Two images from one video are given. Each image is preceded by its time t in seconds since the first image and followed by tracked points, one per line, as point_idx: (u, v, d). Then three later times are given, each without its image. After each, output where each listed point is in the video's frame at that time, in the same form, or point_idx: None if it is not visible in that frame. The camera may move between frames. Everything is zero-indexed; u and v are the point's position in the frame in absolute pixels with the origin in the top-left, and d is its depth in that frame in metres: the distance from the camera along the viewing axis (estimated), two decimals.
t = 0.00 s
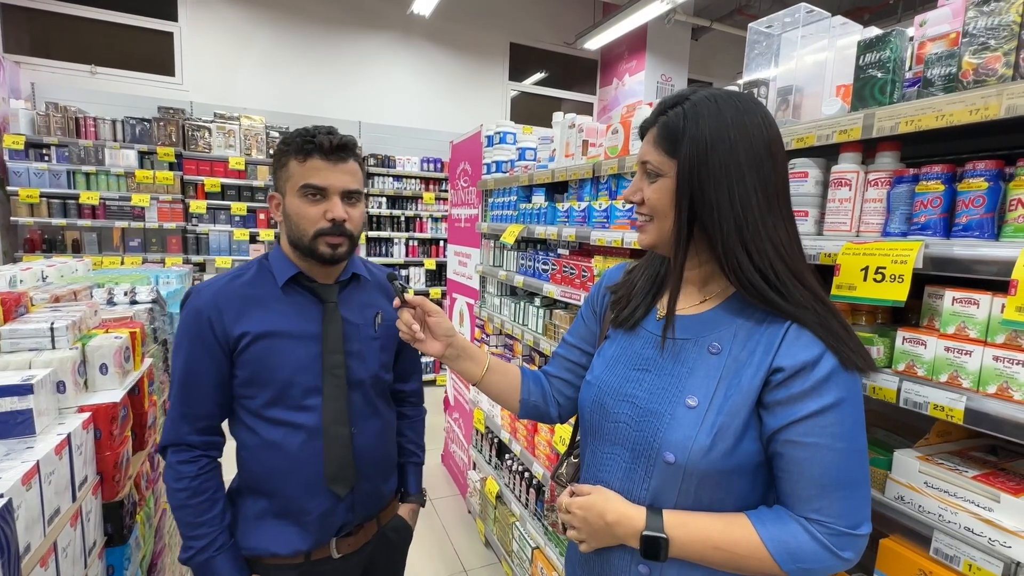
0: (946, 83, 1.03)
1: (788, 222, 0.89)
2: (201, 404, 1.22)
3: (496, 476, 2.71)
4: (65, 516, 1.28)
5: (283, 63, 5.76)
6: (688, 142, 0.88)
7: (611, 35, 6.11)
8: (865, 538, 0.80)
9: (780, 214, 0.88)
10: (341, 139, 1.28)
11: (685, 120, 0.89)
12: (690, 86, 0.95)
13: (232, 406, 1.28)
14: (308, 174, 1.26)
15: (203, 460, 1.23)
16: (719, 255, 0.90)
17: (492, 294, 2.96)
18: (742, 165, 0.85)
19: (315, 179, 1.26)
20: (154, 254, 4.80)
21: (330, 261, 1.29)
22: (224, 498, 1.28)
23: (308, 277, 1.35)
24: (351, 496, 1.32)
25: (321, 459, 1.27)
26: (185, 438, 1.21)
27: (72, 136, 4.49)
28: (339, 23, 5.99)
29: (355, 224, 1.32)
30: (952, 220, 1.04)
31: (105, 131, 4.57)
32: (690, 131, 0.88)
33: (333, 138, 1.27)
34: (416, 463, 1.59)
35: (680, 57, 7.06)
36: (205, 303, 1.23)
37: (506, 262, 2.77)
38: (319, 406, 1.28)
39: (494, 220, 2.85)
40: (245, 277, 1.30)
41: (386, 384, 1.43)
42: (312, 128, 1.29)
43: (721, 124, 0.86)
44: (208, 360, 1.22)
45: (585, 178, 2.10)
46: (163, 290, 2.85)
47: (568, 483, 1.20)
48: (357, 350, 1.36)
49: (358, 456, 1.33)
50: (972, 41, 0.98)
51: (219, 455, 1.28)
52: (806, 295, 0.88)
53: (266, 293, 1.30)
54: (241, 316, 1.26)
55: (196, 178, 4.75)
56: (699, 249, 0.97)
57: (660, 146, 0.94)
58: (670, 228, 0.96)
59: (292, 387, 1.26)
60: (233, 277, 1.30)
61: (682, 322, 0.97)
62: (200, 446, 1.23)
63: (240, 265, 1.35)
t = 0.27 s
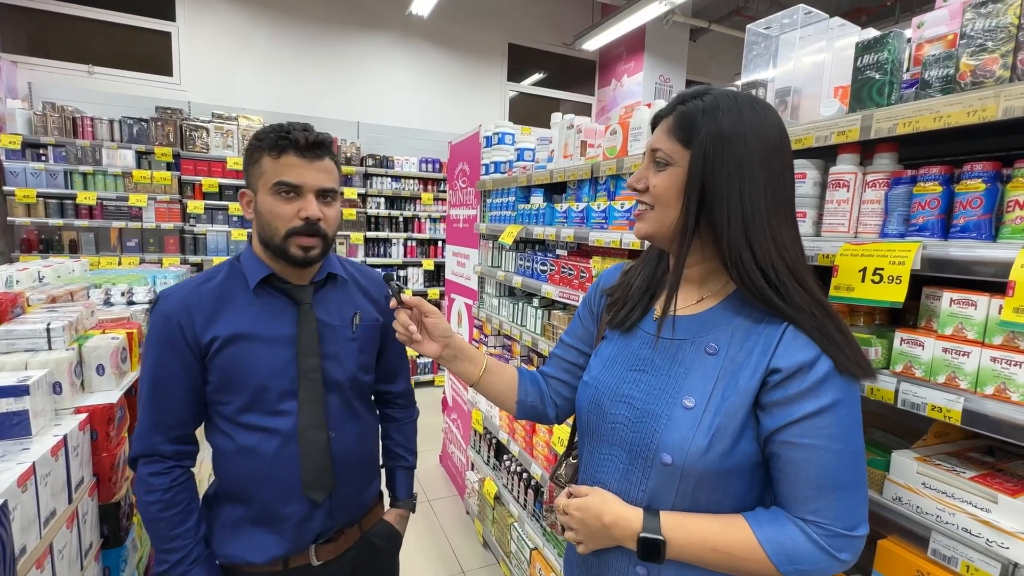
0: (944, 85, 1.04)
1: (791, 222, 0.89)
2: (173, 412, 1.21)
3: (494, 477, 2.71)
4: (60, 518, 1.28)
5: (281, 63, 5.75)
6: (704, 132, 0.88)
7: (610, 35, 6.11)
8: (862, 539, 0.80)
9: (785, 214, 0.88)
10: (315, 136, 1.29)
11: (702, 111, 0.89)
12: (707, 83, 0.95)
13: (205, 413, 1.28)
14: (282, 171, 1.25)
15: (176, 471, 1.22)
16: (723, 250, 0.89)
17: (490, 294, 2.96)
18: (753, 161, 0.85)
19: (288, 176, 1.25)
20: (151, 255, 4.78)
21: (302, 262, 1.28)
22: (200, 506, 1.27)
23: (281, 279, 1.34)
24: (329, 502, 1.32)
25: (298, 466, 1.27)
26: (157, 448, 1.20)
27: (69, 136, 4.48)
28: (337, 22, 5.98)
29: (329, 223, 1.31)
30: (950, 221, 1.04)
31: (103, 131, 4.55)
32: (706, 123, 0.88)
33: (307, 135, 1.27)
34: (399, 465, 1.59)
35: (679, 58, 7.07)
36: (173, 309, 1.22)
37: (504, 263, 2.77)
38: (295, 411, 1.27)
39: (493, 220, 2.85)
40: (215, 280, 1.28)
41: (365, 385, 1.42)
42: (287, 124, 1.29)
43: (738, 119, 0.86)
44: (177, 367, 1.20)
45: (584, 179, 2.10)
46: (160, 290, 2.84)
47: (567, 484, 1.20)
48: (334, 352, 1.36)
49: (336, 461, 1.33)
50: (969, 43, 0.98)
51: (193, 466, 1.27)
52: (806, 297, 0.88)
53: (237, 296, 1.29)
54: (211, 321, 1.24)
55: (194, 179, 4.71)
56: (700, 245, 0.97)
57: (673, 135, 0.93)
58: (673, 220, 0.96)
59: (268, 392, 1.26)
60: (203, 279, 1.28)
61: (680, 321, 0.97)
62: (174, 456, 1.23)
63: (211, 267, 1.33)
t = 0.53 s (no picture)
0: (941, 87, 1.04)
1: (791, 223, 0.89)
2: (150, 420, 1.20)
3: (491, 478, 2.71)
4: (58, 519, 1.27)
5: (279, 63, 5.75)
6: (697, 139, 0.88)
7: (608, 36, 6.11)
8: (861, 540, 0.80)
9: (784, 215, 0.89)
10: (290, 131, 1.30)
11: (694, 117, 0.89)
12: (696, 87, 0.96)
13: (184, 419, 1.27)
14: (257, 167, 1.24)
15: (155, 478, 1.21)
16: (724, 256, 0.90)
17: (489, 295, 2.98)
18: (748, 165, 0.86)
19: (265, 171, 1.24)
20: (149, 255, 4.76)
21: (285, 258, 1.27)
22: (181, 511, 1.27)
23: (258, 280, 1.32)
24: (313, 506, 1.31)
25: (280, 471, 1.26)
26: (134, 457, 1.19)
27: (67, 136, 4.46)
28: (335, 23, 5.98)
29: (308, 218, 1.31)
30: (946, 223, 1.04)
31: (100, 131, 4.54)
32: (699, 130, 0.88)
33: (281, 129, 1.28)
34: (387, 464, 1.59)
35: (677, 59, 7.08)
36: (146, 317, 1.20)
37: (503, 263, 2.78)
38: (275, 416, 1.27)
39: (491, 221, 2.85)
40: (190, 285, 1.26)
41: (349, 387, 1.42)
42: (259, 120, 1.28)
43: (730, 123, 0.86)
44: (153, 377, 1.19)
45: (582, 180, 2.10)
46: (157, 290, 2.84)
47: (566, 484, 1.20)
48: (315, 354, 1.35)
49: (319, 464, 1.32)
50: (966, 46, 0.99)
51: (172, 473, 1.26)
52: (808, 298, 0.88)
53: (213, 302, 1.27)
54: (186, 329, 1.23)
55: (191, 178, 4.75)
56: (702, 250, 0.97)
57: (666, 143, 0.93)
58: (674, 227, 0.96)
59: (247, 398, 1.25)
60: (178, 285, 1.26)
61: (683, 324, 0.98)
62: (152, 464, 1.22)
63: (186, 271, 1.30)
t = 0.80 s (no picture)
0: (938, 90, 1.05)
1: (789, 226, 0.90)
2: (147, 423, 1.20)
3: (491, 479, 2.71)
4: (59, 520, 1.28)
5: (278, 63, 5.75)
6: (698, 140, 0.88)
7: (608, 38, 6.12)
8: (863, 541, 0.81)
9: (782, 218, 0.89)
10: (295, 133, 1.32)
11: (695, 119, 0.90)
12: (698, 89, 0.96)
13: (181, 422, 1.27)
14: (267, 168, 1.25)
15: (151, 482, 1.21)
16: (723, 259, 0.90)
17: (489, 296, 2.98)
18: (748, 166, 0.86)
19: (275, 172, 1.25)
20: (148, 255, 4.73)
21: (296, 257, 1.29)
22: (179, 514, 1.27)
23: (255, 282, 1.33)
24: (311, 507, 1.31)
25: (278, 472, 1.26)
26: (130, 460, 1.19)
27: (66, 136, 4.47)
28: (335, 23, 5.98)
29: (315, 217, 1.34)
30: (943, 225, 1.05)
31: (99, 131, 4.54)
32: (700, 131, 0.89)
33: (288, 131, 1.30)
34: (383, 465, 1.59)
35: (675, 60, 7.10)
36: (141, 320, 1.20)
37: (502, 264, 2.78)
38: (272, 417, 1.27)
39: (490, 222, 2.85)
40: (184, 287, 1.26)
41: (346, 387, 1.43)
42: (263, 121, 1.29)
43: (730, 124, 0.87)
44: (149, 379, 1.19)
45: (581, 182, 2.10)
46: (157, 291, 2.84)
47: (566, 486, 1.21)
48: (312, 355, 1.36)
49: (317, 465, 1.32)
50: (964, 49, 1.00)
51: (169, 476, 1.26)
52: (805, 301, 0.88)
53: (208, 303, 1.27)
54: (182, 330, 1.23)
55: (190, 179, 4.74)
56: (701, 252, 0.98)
57: (667, 144, 0.94)
58: (675, 228, 0.96)
59: (245, 399, 1.25)
60: (172, 287, 1.26)
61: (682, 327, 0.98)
62: (149, 467, 1.22)
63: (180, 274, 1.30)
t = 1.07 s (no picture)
0: (931, 92, 1.07)
1: (790, 223, 0.92)
2: (150, 417, 1.20)
3: (487, 477, 2.72)
4: (57, 517, 1.27)
5: (274, 61, 5.73)
6: (709, 131, 0.90)
7: (604, 38, 6.14)
8: (855, 537, 0.82)
9: (783, 215, 0.91)
10: (304, 135, 1.32)
11: (706, 111, 0.91)
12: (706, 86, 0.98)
13: (184, 417, 1.26)
14: (277, 169, 1.25)
15: (154, 478, 1.21)
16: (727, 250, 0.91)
17: (485, 294, 2.99)
18: (756, 159, 0.88)
19: (285, 174, 1.26)
20: (142, 254, 4.68)
21: (302, 256, 1.31)
22: (180, 510, 1.27)
23: (260, 278, 1.33)
24: (313, 502, 1.32)
25: (281, 467, 1.27)
26: (134, 455, 1.18)
27: (59, 134, 4.44)
28: (331, 21, 5.97)
29: (321, 218, 1.36)
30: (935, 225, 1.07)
31: (93, 128, 4.51)
32: (711, 122, 0.90)
33: (297, 132, 1.30)
34: (381, 462, 1.60)
35: (671, 61, 7.13)
36: (147, 313, 1.20)
37: (499, 263, 2.79)
38: (277, 412, 1.27)
39: (487, 221, 2.86)
40: (191, 281, 1.26)
41: (347, 383, 1.43)
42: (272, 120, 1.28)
43: (740, 119, 0.89)
44: (153, 372, 1.19)
45: (579, 181, 2.11)
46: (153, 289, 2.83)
47: (564, 483, 1.22)
48: (315, 351, 1.36)
49: (320, 461, 1.33)
50: (956, 52, 1.02)
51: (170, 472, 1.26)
52: (803, 297, 0.90)
53: (215, 299, 1.27)
54: (189, 324, 1.23)
55: (185, 177, 4.71)
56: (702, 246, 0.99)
57: (677, 135, 0.95)
58: (679, 219, 0.97)
59: (250, 394, 1.25)
60: (179, 280, 1.26)
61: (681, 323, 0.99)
62: (151, 463, 1.21)
63: (186, 268, 1.31)
